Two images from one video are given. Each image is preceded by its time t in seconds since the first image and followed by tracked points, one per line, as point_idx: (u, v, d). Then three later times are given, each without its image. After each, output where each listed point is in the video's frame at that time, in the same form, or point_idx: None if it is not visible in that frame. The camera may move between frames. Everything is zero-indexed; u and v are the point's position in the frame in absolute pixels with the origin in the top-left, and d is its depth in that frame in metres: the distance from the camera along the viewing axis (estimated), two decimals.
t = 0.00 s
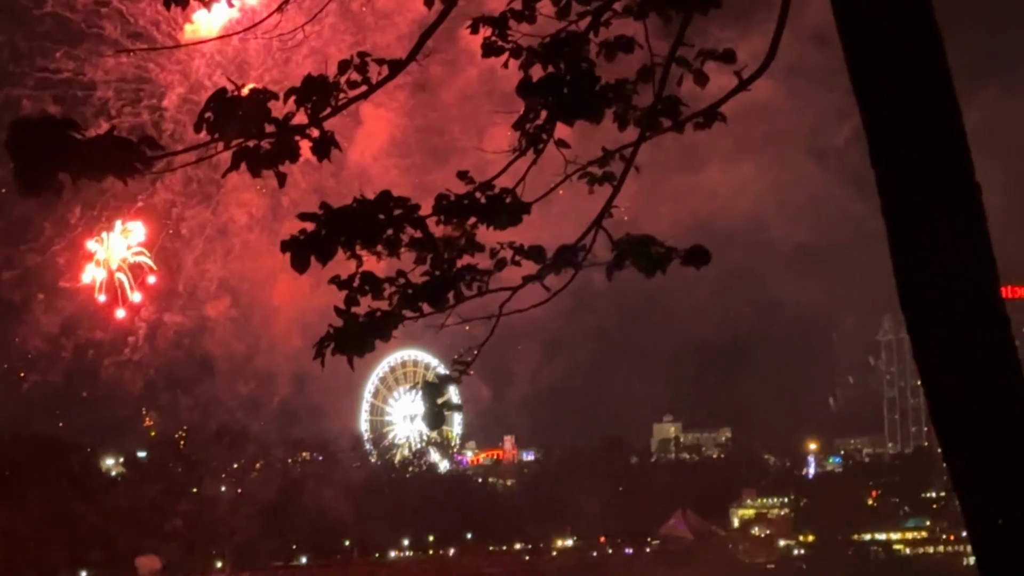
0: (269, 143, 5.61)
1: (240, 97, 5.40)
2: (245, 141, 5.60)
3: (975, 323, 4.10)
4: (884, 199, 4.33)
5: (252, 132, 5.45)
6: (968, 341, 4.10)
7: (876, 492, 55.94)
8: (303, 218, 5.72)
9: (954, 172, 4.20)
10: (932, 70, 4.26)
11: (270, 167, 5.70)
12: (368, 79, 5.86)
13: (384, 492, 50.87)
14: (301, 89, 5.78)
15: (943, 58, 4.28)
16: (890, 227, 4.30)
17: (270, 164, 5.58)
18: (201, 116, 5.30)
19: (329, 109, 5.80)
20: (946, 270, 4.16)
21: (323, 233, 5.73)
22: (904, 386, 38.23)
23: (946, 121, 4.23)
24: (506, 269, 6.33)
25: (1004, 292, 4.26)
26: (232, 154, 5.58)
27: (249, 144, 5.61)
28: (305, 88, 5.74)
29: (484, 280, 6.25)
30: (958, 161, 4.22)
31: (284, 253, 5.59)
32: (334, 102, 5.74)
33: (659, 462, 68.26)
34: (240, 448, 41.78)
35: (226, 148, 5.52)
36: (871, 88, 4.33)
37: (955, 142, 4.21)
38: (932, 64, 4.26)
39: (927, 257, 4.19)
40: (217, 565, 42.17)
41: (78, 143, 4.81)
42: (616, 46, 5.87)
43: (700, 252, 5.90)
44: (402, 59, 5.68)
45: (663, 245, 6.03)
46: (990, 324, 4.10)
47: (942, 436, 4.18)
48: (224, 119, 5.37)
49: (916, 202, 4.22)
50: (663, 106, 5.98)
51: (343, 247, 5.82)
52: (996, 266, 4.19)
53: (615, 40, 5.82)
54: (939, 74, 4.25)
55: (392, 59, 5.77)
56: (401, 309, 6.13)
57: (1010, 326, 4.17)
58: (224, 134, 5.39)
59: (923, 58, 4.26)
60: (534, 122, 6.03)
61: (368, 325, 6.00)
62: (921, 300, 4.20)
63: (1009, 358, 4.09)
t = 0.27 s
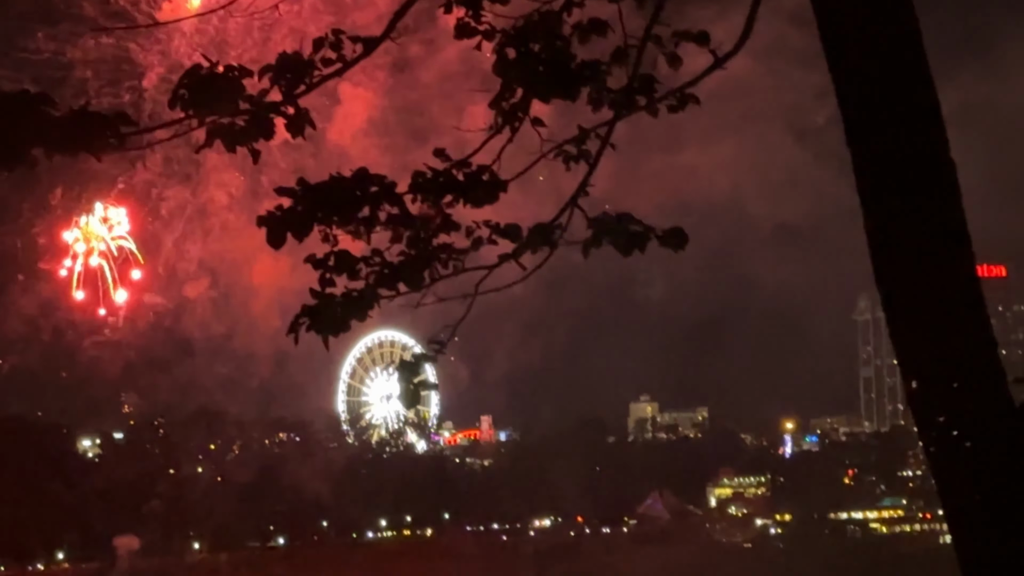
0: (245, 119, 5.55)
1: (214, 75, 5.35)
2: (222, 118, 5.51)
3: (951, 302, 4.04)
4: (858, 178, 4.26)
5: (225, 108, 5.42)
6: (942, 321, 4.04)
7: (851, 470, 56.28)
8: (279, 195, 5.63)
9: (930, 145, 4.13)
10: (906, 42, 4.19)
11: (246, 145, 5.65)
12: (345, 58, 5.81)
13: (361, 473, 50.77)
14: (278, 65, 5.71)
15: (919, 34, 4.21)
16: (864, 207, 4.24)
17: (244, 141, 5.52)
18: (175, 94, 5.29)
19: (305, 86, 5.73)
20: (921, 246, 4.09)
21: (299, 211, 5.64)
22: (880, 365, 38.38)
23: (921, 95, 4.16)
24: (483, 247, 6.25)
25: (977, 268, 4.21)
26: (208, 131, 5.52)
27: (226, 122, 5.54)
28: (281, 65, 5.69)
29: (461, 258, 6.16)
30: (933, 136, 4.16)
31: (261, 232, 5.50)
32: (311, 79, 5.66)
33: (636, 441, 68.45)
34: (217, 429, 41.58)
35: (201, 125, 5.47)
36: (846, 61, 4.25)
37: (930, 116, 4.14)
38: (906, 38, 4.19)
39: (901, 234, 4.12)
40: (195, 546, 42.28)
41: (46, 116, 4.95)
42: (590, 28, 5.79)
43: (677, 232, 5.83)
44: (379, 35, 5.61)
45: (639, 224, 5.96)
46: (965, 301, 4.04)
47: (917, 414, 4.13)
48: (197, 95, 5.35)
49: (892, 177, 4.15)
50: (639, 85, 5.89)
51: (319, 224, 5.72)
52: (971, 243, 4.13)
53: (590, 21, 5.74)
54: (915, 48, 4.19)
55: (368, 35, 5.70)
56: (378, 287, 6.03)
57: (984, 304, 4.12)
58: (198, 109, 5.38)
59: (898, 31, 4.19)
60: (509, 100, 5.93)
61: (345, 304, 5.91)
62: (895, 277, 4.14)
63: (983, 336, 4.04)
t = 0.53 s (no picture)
0: (213, 112, 5.54)
1: (178, 67, 5.38)
2: (190, 110, 5.49)
3: (921, 294, 4.00)
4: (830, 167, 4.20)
5: (191, 101, 5.44)
6: (916, 312, 3.99)
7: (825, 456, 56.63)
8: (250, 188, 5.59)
9: (901, 133, 4.08)
10: (876, 29, 4.13)
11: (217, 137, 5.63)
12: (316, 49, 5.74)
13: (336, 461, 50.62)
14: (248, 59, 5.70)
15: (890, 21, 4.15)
16: (837, 195, 4.18)
17: (213, 132, 5.51)
18: (142, 87, 5.31)
19: (276, 78, 5.66)
20: (891, 236, 4.04)
21: (271, 205, 5.59)
22: (854, 351, 38.60)
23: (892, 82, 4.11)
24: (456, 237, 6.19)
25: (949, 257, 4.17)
26: (176, 124, 5.50)
27: (194, 114, 5.51)
28: (251, 58, 5.63)
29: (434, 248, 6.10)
30: (905, 125, 4.10)
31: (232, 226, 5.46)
32: (279, 71, 5.63)
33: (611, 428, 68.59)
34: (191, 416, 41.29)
35: (170, 117, 5.46)
36: (817, 47, 4.18)
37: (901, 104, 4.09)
38: (878, 25, 4.13)
39: (875, 225, 4.06)
40: (169, 535, 42.02)
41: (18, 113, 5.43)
42: (560, 18, 5.74)
43: (648, 220, 5.79)
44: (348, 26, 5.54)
45: (610, 213, 5.92)
46: (938, 292, 3.99)
47: (892, 409, 4.07)
48: (163, 89, 5.37)
49: (863, 166, 4.09)
50: (610, 73, 5.84)
51: (292, 218, 5.66)
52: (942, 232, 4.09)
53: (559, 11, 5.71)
54: (884, 36, 4.12)
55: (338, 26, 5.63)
56: (351, 279, 5.97)
57: (957, 293, 4.07)
58: (165, 103, 5.42)
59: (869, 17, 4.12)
60: (482, 90, 5.88)
61: (318, 296, 5.86)
62: (868, 268, 4.08)
63: (955, 327, 4.00)
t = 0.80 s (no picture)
0: (195, 106, 5.26)
1: (163, 59, 5.04)
2: (173, 105, 5.23)
3: (911, 290, 3.92)
4: (816, 158, 4.13)
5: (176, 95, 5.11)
6: (903, 310, 3.92)
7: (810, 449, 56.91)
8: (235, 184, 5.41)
9: (888, 126, 4.00)
10: (864, 19, 4.05)
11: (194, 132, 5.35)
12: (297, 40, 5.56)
13: (321, 455, 50.60)
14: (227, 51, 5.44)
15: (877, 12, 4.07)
16: (822, 187, 4.11)
17: (197, 128, 5.24)
18: (125, 80, 4.99)
19: (256, 70, 5.46)
20: (879, 231, 3.96)
21: (257, 199, 5.47)
22: (840, 344, 38.74)
23: (878, 74, 4.04)
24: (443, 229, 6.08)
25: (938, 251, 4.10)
26: (158, 120, 5.22)
27: (176, 109, 5.25)
28: (232, 50, 5.42)
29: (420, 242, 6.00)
30: (893, 116, 4.03)
31: (218, 223, 5.30)
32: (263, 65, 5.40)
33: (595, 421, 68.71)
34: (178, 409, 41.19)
35: (152, 113, 5.17)
36: (802, 40, 4.11)
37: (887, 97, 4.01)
38: (864, 15, 4.04)
39: (863, 220, 3.98)
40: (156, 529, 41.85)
41: None
42: (546, 12, 5.61)
43: (635, 214, 5.69)
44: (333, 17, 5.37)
45: (597, 206, 5.83)
46: (926, 288, 3.92)
47: (882, 408, 3.99)
48: (148, 83, 5.05)
49: (851, 160, 4.01)
50: (596, 65, 5.74)
51: (278, 214, 5.53)
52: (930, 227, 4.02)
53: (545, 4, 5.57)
54: (873, 26, 4.04)
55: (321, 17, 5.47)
56: (336, 271, 5.87)
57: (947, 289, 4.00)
58: (147, 97, 5.09)
59: (855, 10, 4.05)
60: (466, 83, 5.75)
61: (304, 290, 5.76)
62: (856, 263, 4.01)
63: (946, 325, 3.92)
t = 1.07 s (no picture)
0: (193, 99, 5.23)
1: (162, 53, 5.01)
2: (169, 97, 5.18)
3: (904, 287, 3.91)
4: (809, 152, 4.12)
5: (173, 88, 5.07)
6: (896, 307, 3.91)
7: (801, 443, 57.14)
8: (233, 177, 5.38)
9: (882, 120, 3.99)
10: (853, 13, 4.04)
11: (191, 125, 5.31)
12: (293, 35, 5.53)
13: (311, 449, 50.47)
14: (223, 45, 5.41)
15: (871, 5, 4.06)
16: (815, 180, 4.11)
17: (195, 121, 5.20)
18: (121, 72, 4.93)
19: (252, 64, 5.42)
20: (872, 225, 3.95)
21: (253, 191, 5.44)
22: (831, 338, 38.77)
23: (870, 68, 4.03)
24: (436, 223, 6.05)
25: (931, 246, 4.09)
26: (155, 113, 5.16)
27: (173, 102, 5.19)
28: (229, 43, 5.38)
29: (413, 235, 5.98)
30: (887, 111, 4.02)
31: (213, 216, 5.27)
32: (259, 58, 5.37)
33: (586, 415, 68.67)
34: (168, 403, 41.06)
35: (149, 105, 5.11)
36: (796, 32, 4.09)
37: (878, 90, 4.01)
38: (857, 10, 4.03)
39: (857, 217, 3.98)
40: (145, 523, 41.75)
41: None
42: (541, 7, 5.58)
43: (629, 210, 5.66)
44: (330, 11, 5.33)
45: (590, 201, 5.81)
46: (921, 285, 3.91)
47: (876, 406, 3.99)
48: (145, 76, 4.99)
49: (844, 154, 4.00)
50: (590, 61, 5.72)
51: (273, 207, 5.51)
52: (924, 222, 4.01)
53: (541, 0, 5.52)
54: (866, 21, 4.03)
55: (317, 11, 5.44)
56: (330, 265, 5.85)
57: (940, 286, 3.99)
58: (144, 91, 5.04)
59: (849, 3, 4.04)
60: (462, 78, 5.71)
61: (299, 284, 5.74)
62: (849, 259, 4.00)
63: (939, 323, 3.91)
